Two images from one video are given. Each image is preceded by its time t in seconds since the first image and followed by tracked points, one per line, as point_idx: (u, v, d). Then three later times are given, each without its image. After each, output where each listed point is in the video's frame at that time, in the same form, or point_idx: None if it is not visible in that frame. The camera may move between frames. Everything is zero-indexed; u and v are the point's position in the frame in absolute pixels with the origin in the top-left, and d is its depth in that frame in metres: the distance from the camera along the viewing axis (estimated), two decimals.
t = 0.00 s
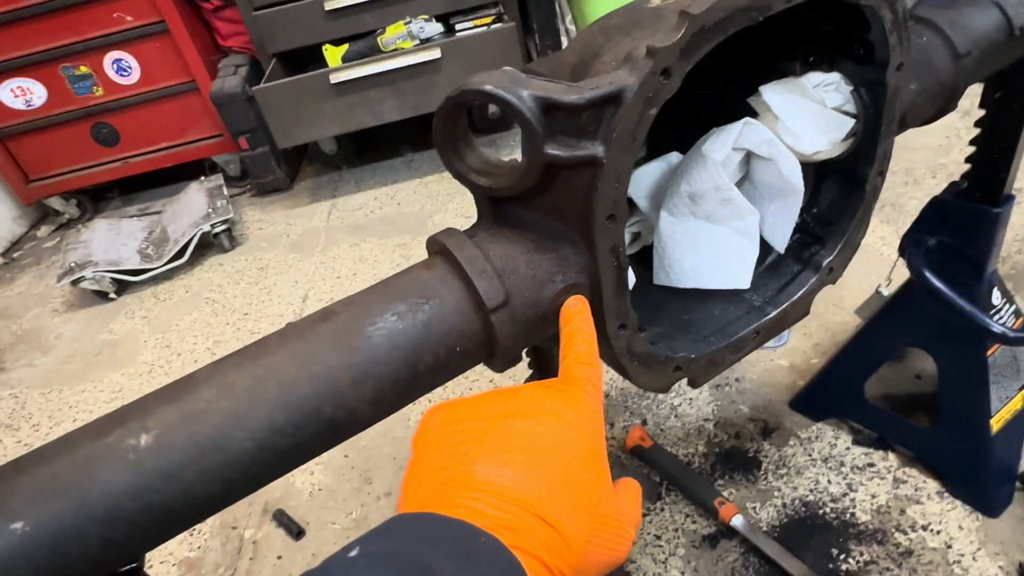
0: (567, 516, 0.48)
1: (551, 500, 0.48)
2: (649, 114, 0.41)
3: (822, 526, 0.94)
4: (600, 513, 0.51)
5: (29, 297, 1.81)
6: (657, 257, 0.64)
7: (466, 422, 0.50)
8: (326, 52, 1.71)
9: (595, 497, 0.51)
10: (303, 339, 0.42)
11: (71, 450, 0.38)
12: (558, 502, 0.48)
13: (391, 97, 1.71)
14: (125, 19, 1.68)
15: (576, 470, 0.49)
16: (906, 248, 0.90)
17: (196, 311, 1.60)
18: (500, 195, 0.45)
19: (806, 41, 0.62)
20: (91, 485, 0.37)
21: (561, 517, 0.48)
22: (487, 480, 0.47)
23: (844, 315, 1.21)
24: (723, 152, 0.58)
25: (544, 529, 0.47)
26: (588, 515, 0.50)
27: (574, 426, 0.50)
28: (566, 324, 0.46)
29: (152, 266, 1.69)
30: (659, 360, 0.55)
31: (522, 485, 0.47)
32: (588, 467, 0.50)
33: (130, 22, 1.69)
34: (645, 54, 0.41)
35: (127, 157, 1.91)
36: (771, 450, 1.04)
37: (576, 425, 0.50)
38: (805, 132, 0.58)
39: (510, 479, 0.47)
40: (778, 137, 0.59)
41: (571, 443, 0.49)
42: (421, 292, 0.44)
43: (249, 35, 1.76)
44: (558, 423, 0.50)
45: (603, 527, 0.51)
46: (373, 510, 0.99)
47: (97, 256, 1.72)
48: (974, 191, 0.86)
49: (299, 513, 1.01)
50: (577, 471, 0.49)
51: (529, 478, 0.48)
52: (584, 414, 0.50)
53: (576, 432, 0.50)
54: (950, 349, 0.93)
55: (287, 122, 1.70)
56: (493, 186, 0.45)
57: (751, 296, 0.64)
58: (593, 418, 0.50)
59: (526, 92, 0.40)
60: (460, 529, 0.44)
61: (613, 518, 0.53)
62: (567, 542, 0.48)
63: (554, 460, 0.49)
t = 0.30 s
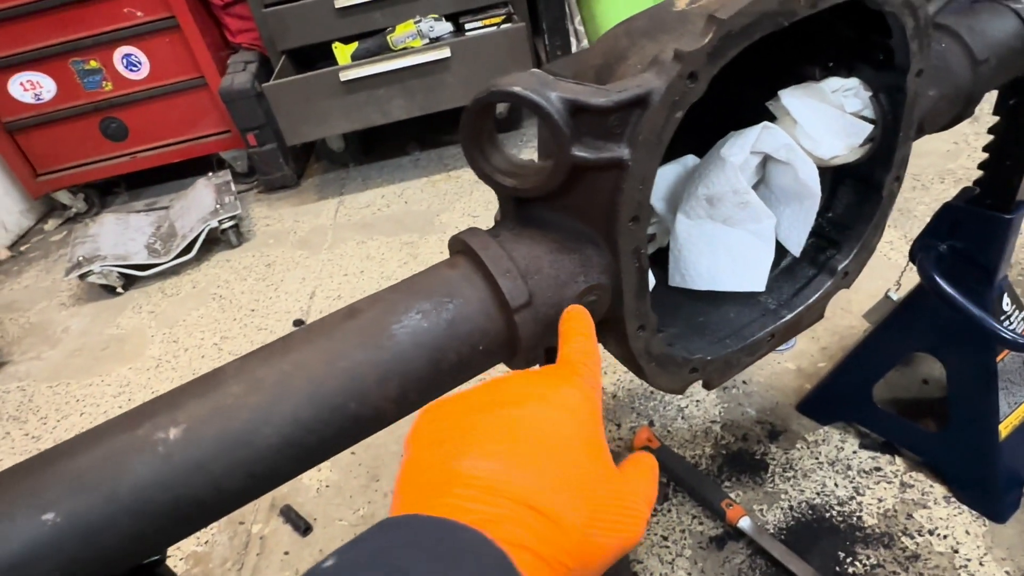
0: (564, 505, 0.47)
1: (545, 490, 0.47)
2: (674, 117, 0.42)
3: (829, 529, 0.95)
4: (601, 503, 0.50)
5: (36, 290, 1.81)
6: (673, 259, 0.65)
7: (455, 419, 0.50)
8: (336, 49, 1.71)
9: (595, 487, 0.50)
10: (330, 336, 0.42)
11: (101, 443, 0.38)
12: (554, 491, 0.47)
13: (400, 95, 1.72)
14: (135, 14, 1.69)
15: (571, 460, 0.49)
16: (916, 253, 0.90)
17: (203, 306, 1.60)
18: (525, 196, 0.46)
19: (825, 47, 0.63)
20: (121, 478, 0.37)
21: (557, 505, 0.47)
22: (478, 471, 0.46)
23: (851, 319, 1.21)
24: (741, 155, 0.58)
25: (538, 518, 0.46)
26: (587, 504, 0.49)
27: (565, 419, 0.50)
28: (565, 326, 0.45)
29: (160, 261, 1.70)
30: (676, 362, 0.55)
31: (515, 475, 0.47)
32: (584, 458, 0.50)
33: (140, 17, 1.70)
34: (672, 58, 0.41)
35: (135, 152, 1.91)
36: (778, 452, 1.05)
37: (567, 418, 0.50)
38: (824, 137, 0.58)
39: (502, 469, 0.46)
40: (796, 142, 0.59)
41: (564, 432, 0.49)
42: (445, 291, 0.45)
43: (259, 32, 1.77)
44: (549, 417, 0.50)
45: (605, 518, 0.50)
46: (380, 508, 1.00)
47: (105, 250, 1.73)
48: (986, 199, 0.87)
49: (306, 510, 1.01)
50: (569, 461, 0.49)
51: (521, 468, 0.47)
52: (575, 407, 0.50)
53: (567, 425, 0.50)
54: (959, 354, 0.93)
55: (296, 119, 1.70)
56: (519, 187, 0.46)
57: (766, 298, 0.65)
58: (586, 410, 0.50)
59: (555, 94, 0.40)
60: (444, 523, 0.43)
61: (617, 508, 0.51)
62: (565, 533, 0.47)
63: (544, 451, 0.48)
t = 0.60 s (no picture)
0: None
1: None
2: (723, 128, 0.43)
3: (846, 537, 0.95)
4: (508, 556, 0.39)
5: (47, 288, 1.82)
6: (703, 266, 0.65)
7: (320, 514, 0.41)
8: (351, 52, 1.72)
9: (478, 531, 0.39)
10: (382, 337, 0.43)
11: (159, 440, 0.39)
12: None
13: (414, 99, 1.72)
14: (151, 14, 1.70)
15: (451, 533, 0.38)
16: (935, 264, 0.91)
17: (216, 306, 1.61)
18: (573, 203, 0.47)
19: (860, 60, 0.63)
20: (181, 474, 0.38)
21: None
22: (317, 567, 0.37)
23: (864, 328, 1.22)
24: (775, 166, 0.59)
25: None
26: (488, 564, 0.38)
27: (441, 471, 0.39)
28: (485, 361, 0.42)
29: (172, 260, 1.70)
30: (710, 369, 0.56)
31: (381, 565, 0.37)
32: (470, 515, 0.39)
33: (156, 17, 1.70)
34: (723, 70, 0.42)
35: (148, 151, 1.92)
36: (793, 459, 1.05)
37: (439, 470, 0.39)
38: (855, 148, 0.59)
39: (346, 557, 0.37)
40: (829, 153, 0.59)
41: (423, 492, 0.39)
42: (494, 295, 0.45)
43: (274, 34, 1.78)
44: (418, 473, 0.39)
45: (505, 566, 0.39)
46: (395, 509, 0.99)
47: (118, 249, 1.73)
48: (1007, 211, 0.88)
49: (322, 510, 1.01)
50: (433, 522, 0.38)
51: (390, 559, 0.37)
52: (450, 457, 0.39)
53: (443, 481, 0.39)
54: (976, 364, 0.94)
55: (310, 121, 1.71)
56: (567, 195, 0.47)
57: (795, 307, 0.66)
58: (452, 451, 0.40)
59: (609, 104, 0.41)
60: None
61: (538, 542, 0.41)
62: None
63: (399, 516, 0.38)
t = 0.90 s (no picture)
0: (450, 552, 0.41)
1: (425, 551, 0.41)
2: (754, 130, 0.43)
3: (850, 537, 0.96)
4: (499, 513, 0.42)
5: (48, 277, 1.81)
6: (719, 266, 0.65)
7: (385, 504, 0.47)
8: (356, 45, 1.71)
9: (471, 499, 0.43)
10: (412, 332, 0.44)
11: (192, 433, 0.40)
12: (434, 548, 0.41)
13: (420, 93, 1.72)
14: (155, 4, 1.69)
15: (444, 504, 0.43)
16: (944, 268, 0.92)
17: (218, 298, 1.60)
18: (602, 202, 0.47)
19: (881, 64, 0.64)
20: (213, 466, 0.39)
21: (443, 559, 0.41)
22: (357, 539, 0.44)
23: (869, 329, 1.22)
24: (797, 167, 0.59)
25: None
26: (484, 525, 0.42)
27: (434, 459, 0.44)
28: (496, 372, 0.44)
29: (175, 251, 1.70)
30: (729, 368, 0.56)
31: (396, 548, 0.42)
32: (465, 485, 0.43)
33: (161, 7, 1.69)
34: (757, 72, 0.42)
35: (149, 142, 1.91)
36: (798, 459, 1.06)
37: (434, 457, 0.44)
38: (876, 150, 0.59)
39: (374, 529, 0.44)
40: (850, 155, 0.59)
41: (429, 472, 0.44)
42: (522, 293, 0.46)
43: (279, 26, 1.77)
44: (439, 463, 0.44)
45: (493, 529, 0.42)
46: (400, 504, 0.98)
47: (120, 239, 1.72)
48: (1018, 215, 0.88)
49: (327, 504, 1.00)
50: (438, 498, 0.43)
51: (397, 537, 0.42)
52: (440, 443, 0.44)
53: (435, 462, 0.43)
54: (981, 367, 0.94)
55: (315, 114, 1.70)
56: (596, 194, 0.47)
57: (811, 308, 0.66)
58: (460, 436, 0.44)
59: (643, 104, 0.41)
60: None
61: (531, 501, 0.44)
62: None
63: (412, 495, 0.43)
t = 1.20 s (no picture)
0: (526, 537, 0.47)
1: (505, 537, 0.47)
2: (783, 130, 0.43)
3: (857, 541, 0.94)
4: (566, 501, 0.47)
5: (52, 272, 1.80)
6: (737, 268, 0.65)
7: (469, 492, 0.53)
8: (365, 44, 1.71)
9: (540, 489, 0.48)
10: (437, 327, 0.45)
11: (221, 424, 0.41)
12: (512, 534, 0.47)
13: (427, 93, 1.71)
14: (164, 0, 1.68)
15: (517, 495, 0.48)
16: (954, 273, 0.90)
17: (224, 295, 1.60)
18: (629, 199, 0.47)
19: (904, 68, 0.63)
20: (241, 458, 0.40)
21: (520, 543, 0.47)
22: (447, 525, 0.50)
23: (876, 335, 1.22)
24: (817, 169, 0.59)
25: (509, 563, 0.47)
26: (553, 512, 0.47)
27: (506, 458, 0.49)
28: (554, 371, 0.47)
29: (180, 248, 1.69)
30: (748, 369, 0.56)
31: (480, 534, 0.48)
32: (534, 478, 0.48)
33: (170, 3, 1.69)
34: (787, 71, 0.42)
35: (156, 138, 1.91)
36: (805, 463, 1.04)
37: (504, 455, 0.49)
38: (897, 154, 0.59)
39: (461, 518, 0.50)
40: (870, 158, 0.59)
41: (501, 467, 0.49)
42: (547, 290, 0.47)
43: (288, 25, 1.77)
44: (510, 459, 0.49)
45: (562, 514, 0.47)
46: (406, 503, 0.97)
47: (126, 234, 1.72)
48: None
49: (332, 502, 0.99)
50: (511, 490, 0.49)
51: (481, 525, 0.48)
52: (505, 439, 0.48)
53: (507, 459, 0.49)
54: (993, 373, 0.90)
55: (322, 112, 1.70)
56: (624, 191, 0.47)
57: (828, 310, 0.66)
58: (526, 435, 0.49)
59: (675, 103, 0.42)
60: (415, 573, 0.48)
61: (595, 487, 0.48)
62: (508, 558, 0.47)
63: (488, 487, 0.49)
